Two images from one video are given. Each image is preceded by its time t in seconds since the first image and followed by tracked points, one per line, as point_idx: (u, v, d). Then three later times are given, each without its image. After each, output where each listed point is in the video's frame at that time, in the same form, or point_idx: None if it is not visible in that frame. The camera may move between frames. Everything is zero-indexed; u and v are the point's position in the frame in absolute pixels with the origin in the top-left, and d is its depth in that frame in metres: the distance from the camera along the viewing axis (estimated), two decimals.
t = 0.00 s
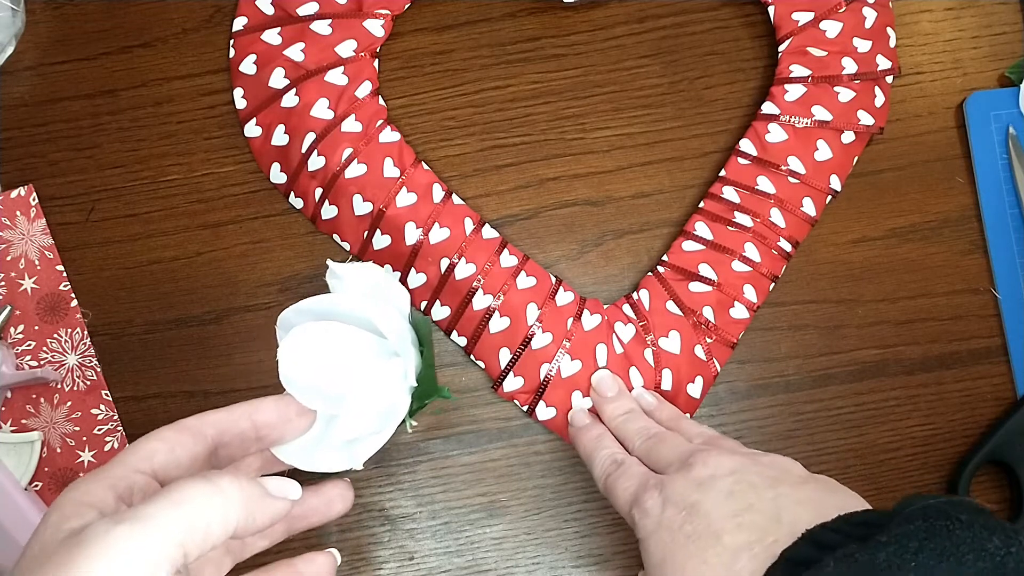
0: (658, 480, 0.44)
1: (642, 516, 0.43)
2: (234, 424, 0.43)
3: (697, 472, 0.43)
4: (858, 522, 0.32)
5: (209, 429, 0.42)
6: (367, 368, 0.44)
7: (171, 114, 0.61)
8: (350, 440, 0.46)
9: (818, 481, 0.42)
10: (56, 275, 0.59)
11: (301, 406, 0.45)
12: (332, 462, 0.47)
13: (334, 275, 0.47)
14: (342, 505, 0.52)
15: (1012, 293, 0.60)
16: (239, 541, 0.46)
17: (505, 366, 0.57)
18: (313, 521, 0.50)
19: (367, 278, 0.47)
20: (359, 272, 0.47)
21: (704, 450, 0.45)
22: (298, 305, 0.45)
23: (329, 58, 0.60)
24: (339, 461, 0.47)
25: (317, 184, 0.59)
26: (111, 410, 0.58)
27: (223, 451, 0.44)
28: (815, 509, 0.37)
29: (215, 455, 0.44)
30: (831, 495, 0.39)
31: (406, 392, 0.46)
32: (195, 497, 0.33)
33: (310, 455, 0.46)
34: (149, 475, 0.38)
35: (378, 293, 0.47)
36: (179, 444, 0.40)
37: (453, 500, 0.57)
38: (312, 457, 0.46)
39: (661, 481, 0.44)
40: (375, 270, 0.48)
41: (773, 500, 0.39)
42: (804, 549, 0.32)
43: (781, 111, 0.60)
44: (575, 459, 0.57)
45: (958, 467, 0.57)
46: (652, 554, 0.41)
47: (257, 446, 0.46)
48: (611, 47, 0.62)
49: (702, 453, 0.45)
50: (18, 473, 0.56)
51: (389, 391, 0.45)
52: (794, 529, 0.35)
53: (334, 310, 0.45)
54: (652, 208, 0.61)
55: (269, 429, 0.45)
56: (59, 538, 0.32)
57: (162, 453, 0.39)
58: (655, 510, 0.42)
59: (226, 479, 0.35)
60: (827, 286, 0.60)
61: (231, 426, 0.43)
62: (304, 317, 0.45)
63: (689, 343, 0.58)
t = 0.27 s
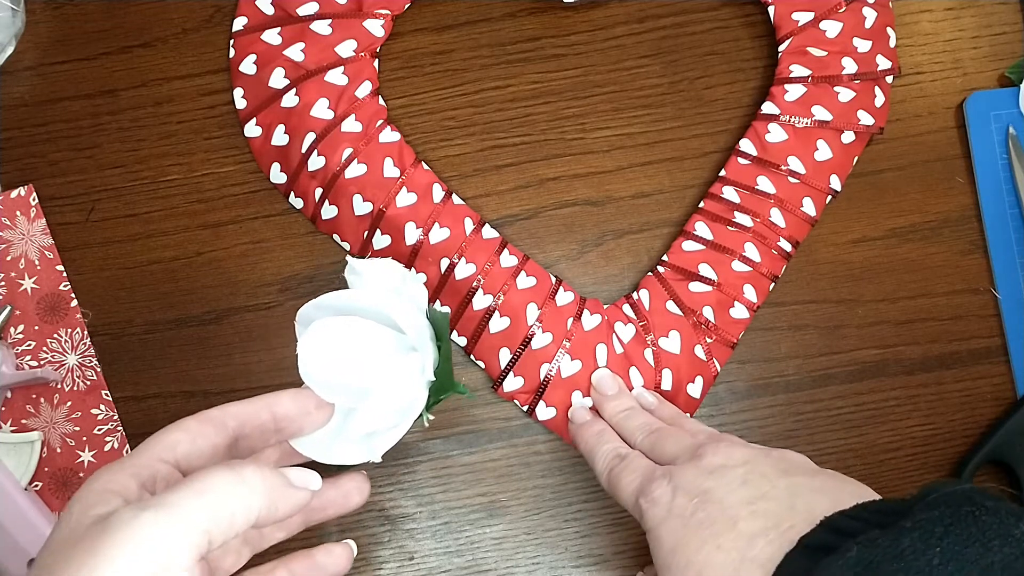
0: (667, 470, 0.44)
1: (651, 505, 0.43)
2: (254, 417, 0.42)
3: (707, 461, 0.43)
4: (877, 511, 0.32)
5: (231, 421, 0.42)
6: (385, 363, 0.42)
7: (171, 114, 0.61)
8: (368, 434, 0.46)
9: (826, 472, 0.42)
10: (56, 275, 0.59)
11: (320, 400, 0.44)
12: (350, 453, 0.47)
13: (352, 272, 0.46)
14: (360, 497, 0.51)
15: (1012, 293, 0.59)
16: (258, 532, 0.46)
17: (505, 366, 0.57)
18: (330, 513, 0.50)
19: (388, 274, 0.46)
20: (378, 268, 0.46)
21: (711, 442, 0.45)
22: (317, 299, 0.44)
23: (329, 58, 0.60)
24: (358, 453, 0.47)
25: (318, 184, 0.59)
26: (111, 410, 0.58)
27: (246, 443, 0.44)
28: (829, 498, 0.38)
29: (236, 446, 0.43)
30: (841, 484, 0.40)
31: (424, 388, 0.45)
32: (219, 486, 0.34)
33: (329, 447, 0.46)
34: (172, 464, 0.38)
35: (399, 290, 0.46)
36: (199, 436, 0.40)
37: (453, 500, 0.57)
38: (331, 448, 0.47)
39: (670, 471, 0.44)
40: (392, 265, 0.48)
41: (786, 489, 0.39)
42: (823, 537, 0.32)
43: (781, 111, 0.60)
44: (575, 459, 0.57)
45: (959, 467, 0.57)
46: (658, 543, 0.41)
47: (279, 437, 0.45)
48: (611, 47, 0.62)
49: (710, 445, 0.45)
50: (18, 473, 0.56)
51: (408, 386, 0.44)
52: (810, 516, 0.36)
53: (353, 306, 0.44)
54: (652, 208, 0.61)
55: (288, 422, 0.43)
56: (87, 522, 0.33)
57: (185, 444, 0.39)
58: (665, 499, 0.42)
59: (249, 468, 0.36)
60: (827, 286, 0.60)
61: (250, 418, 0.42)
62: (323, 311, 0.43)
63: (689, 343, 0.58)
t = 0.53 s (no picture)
0: (679, 466, 0.44)
1: (664, 500, 0.43)
2: (272, 396, 0.44)
3: (721, 457, 0.43)
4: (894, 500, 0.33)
5: (249, 400, 0.43)
6: (401, 343, 0.43)
7: (171, 114, 0.61)
8: (384, 415, 0.45)
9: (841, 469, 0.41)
10: (56, 275, 0.59)
11: (337, 380, 0.44)
12: (367, 435, 0.45)
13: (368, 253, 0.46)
14: (375, 477, 0.51)
15: (1012, 293, 0.59)
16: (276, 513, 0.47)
17: (505, 366, 0.57)
18: (346, 493, 0.50)
19: (405, 257, 0.47)
20: (395, 251, 0.46)
21: (723, 438, 0.45)
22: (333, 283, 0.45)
23: (329, 58, 0.60)
24: (374, 435, 0.45)
25: (317, 184, 0.59)
26: (111, 410, 0.58)
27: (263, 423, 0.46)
28: (849, 493, 0.37)
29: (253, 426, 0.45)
30: (858, 480, 0.40)
31: (440, 369, 0.45)
32: (242, 463, 0.35)
33: (345, 429, 0.45)
34: (192, 442, 0.40)
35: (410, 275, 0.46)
36: (218, 415, 0.42)
37: (453, 500, 0.57)
38: (347, 430, 0.45)
39: (682, 467, 0.44)
40: (411, 250, 0.47)
41: (805, 484, 0.38)
42: (844, 527, 0.32)
43: (781, 110, 0.60)
44: (575, 459, 0.57)
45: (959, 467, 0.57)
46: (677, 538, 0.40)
47: (295, 419, 0.46)
48: (611, 47, 0.62)
49: (723, 440, 0.45)
50: (18, 473, 0.56)
51: (424, 367, 0.44)
52: (831, 508, 0.35)
53: (369, 288, 0.44)
54: (652, 208, 0.61)
55: (306, 402, 0.45)
56: (116, 496, 0.34)
57: (205, 422, 0.41)
58: (678, 495, 0.42)
59: (271, 446, 0.36)
60: (828, 286, 0.60)
61: (269, 397, 0.44)
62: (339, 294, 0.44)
63: (689, 343, 0.58)
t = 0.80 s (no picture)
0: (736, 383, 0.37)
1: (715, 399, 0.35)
2: (278, 383, 0.42)
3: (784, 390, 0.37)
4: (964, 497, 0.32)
5: (252, 385, 0.41)
6: (401, 331, 0.43)
7: (171, 114, 0.61)
8: (384, 401, 0.45)
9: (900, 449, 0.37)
10: (56, 275, 0.59)
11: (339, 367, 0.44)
12: (368, 422, 0.46)
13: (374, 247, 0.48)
14: (378, 458, 0.50)
15: (1012, 293, 0.59)
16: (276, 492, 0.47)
17: (505, 366, 0.57)
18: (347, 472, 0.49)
19: (409, 248, 0.48)
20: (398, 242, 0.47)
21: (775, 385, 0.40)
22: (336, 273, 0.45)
23: (329, 58, 0.60)
24: (375, 422, 0.46)
25: (317, 184, 0.59)
26: (110, 410, 0.57)
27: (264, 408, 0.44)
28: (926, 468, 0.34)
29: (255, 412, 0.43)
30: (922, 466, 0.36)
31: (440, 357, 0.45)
32: (247, 444, 0.34)
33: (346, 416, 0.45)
34: (195, 424, 0.38)
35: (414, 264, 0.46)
36: (222, 398, 0.40)
37: (453, 500, 0.57)
38: (348, 417, 0.45)
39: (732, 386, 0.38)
40: (414, 242, 0.49)
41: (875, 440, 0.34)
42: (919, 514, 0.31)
43: (781, 110, 0.60)
44: (575, 459, 0.57)
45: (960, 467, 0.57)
46: (720, 503, 0.33)
47: (296, 406, 0.45)
48: (611, 47, 0.62)
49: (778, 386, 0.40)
50: (18, 473, 0.56)
51: (424, 354, 0.44)
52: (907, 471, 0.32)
53: (370, 277, 0.45)
54: (652, 208, 0.61)
55: (309, 389, 0.44)
56: (117, 468, 0.34)
57: (208, 406, 0.39)
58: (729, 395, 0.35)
59: (277, 428, 0.36)
60: (828, 286, 0.60)
61: (275, 384, 0.42)
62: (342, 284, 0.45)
63: (689, 343, 0.58)
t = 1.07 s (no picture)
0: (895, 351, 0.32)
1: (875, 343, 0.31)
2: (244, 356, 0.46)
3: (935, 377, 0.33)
4: None
5: (220, 356, 0.46)
6: (374, 330, 0.38)
7: (171, 114, 0.61)
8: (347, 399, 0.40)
9: None
10: (56, 275, 0.59)
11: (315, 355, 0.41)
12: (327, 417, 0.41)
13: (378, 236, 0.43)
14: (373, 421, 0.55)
15: (1012, 293, 0.59)
16: (264, 463, 0.51)
17: (505, 366, 0.57)
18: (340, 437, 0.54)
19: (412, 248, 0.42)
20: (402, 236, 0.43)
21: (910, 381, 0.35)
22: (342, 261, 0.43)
23: (329, 58, 0.60)
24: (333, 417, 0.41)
25: (317, 184, 0.59)
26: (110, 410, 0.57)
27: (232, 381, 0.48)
28: None
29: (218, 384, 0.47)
30: None
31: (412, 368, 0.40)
32: (249, 411, 0.37)
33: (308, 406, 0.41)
34: (167, 386, 0.43)
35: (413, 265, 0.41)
36: (193, 365, 0.44)
37: (453, 500, 0.57)
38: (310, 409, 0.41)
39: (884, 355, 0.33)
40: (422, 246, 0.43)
41: None
42: None
43: (781, 110, 0.60)
44: (575, 458, 0.57)
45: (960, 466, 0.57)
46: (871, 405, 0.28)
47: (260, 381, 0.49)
48: (611, 47, 0.62)
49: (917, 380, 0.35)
50: (18, 472, 0.56)
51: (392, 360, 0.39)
52: None
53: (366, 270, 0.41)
54: (652, 208, 0.61)
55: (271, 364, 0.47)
56: (116, 437, 0.37)
57: (179, 370, 0.44)
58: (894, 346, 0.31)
59: (272, 390, 0.38)
60: (828, 286, 0.60)
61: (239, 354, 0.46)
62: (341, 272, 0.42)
63: (689, 343, 0.58)
